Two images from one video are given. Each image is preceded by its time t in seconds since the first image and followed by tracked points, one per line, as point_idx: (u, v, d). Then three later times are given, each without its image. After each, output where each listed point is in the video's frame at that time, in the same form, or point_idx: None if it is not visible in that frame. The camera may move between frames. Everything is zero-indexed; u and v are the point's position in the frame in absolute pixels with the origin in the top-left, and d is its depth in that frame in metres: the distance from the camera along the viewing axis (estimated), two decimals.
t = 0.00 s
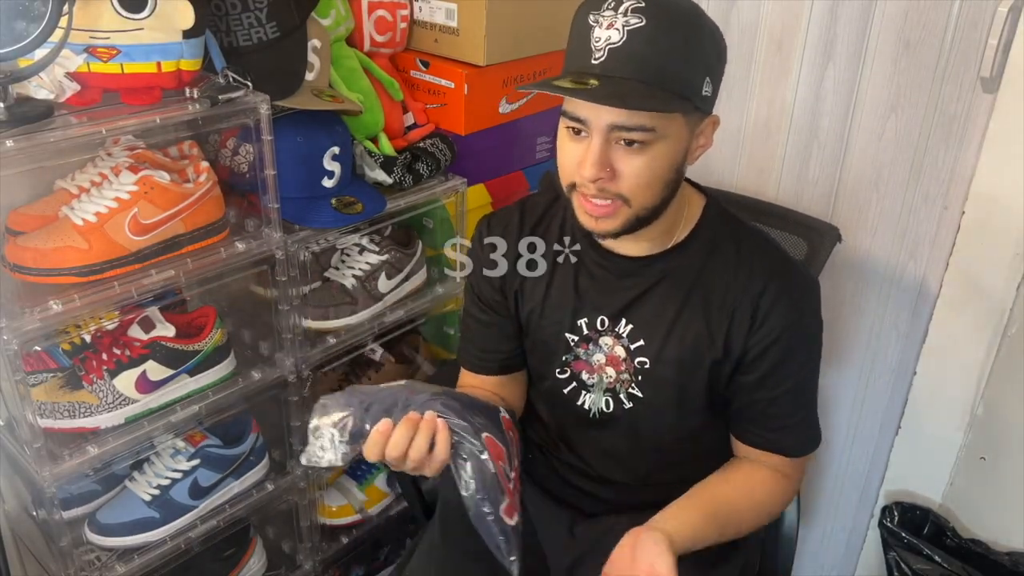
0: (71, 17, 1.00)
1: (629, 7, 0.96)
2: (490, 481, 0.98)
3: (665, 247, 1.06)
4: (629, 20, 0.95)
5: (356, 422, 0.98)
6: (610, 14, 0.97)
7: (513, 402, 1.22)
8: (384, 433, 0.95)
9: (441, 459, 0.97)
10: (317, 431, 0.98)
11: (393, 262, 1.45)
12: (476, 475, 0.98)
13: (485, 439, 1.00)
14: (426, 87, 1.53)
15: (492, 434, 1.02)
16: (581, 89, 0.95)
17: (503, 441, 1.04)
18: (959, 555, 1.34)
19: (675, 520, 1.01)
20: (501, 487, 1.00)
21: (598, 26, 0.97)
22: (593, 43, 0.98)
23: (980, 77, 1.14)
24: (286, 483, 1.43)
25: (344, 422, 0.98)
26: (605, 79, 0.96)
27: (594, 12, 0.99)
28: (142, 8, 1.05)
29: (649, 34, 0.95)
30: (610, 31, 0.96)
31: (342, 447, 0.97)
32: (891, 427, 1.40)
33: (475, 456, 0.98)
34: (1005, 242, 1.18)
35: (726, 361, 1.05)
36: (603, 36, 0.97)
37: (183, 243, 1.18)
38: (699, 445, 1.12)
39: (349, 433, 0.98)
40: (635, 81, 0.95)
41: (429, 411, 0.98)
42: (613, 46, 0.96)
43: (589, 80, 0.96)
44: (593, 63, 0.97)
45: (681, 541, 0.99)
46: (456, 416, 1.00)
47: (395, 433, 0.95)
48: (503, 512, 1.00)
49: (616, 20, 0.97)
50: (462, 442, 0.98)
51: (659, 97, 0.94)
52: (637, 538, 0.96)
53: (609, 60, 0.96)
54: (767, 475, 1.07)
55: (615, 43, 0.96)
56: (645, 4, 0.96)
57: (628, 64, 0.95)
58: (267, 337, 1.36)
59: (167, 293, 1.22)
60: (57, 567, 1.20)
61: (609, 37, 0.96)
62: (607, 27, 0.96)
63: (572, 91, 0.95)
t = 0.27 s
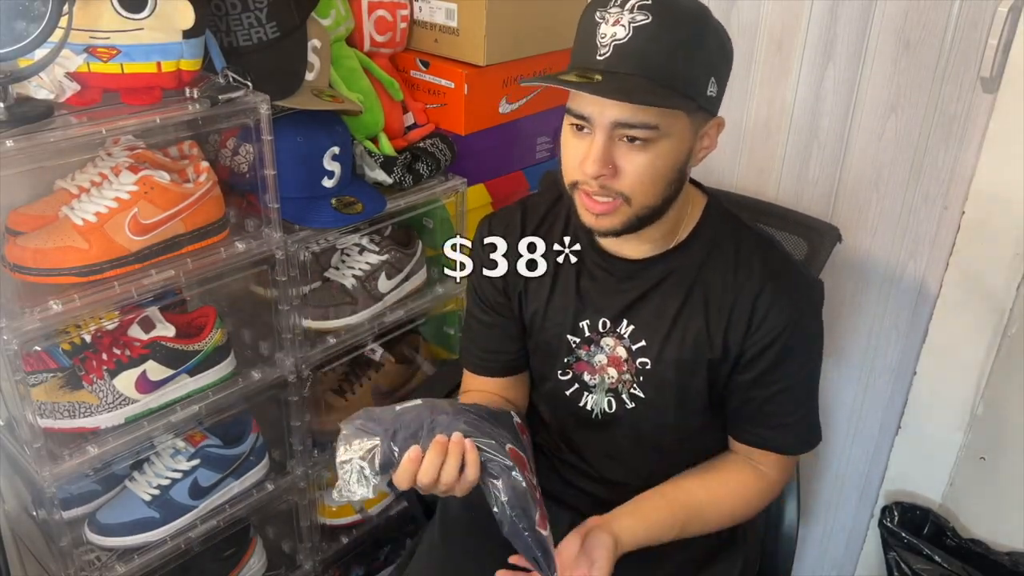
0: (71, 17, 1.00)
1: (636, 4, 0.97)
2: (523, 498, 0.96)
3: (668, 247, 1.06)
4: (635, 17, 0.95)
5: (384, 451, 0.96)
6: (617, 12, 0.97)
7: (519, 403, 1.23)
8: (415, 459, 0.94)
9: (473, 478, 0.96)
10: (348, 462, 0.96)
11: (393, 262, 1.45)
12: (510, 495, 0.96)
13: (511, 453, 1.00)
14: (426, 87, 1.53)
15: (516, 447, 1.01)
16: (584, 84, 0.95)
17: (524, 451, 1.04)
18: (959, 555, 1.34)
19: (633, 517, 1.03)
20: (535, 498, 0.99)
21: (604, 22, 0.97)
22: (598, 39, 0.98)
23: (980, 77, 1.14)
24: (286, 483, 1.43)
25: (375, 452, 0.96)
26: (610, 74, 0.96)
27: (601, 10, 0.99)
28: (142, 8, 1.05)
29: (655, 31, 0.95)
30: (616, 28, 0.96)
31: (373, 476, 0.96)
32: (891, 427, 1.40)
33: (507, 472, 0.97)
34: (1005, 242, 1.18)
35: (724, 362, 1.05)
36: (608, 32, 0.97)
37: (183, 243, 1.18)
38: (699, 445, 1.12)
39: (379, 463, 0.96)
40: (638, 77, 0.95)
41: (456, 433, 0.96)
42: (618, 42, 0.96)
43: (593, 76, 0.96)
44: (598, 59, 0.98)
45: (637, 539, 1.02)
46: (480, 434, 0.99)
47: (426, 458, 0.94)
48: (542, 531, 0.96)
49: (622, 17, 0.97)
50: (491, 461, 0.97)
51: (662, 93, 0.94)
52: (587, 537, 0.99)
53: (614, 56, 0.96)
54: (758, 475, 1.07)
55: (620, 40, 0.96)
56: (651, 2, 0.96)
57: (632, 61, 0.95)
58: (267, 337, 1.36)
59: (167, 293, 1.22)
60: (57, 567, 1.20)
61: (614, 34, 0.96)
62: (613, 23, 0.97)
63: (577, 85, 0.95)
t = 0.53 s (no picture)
0: (72, 17, 1.00)
1: (633, 11, 0.96)
2: (526, 511, 0.96)
3: (672, 245, 1.06)
4: (632, 24, 0.95)
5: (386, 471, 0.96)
6: (614, 19, 0.97)
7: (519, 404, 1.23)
8: (416, 475, 0.94)
9: (474, 493, 0.96)
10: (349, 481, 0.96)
11: (393, 262, 1.45)
12: (513, 507, 0.96)
13: (512, 463, 0.99)
14: (426, 87, 1.53)
15: (520, 460, 1.01)
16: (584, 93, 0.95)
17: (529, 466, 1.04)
18: (959, 555, 1.34)
19: (639, 533, 1.03)
20: (538, 513, 0.99)
21: (601, 30, 0.97)
22: (596, 47, 0.98)
23: (980, 77, 1.14)
24: (286, 483, 1.43)
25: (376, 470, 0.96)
26: (609, 82, 0.96)
27: (598, 16, 0.99)
28: (143, 8, 1.05)
29: (653, 38, 0.94)
30: (614, 35, 0.96)
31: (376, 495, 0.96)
32: (891, 428, 1.40)
33: (510, 486, 0.97)
34: (1005, 242, 1.18)
35: (724, 362, 1.06)
36: (607, 40, 0.97)
37: (183, 243, 1.18)
38: (699, 445, 1.12)
39: (381, 480, 0.96)
40: (638, 85, 0.95)
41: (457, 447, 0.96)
42: (616, 50, 0.96)
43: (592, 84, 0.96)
44: (596, 66, 0.97)
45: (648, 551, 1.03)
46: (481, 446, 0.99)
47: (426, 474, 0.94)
48: (544, 541, 0.97)
49: (620, 24, 0.96)
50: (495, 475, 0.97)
51: (663, 99, 0.94)
52: (595, 552, 1.00)
53: (613, 64, 0.96)
54: (759, 477, 1.07)
55: (619, 47, 0.95)
56: (649, 8, 0.96)
57: (631, 68, 0.95)
58: (267, 337, 1.36)
59: (167, 293, 1.22)
60: (57, 567, 1.20)
61: (613, 41, 0.96)
62: (611, 31, 0.96)
63: (575, 96, 0.95)
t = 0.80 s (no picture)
0: (71, 17, 1.00)
1: (604, 56, 0.92)
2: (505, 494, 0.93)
3: (675, 245, 1.06)
4: (603, 73, 0.91)
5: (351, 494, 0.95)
6: (586, 65, 0.93)
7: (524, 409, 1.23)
8: (384, 493, 0.93)
9: (446, 500, 0.94)
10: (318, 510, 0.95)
11: (393, 262, 1.45)
12: (489, 496, 0.94)
13: (487, 452, 0.97)
14: (426, 87, 1.53)
15: (489, 440, 0.99)
16: (559, 153, 0.93)
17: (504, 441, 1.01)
18: (959, 555, 1.34)
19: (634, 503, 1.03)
20: (524, 483, 0.95)
21: (575, 76, 0.94)
22: (572, 94, 0.95)
23: (980, 77, 1.14)
24: (286, 483, 1.43)
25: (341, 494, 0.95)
26: (583, 135, 0.93)
27: (572, 58, 0.95)
28: (142, 8, 1.05)
29: (625, 87, 0.90)
30: (585, 86, 0.92)
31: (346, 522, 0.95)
32: (891, 427, 1.40)
33: (473, 470, 0.95)
34: (1005, 242, 1.18)
35: (725, 360, 1.06)
36: (580, 89, 0.93)
37: (183, 243, 1.18)
38: (698, 445, 1.12)
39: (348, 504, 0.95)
40: (614, 137, 0.92)
41: (426, 457, 0.95)
42: (589, 100, 0.93)
43: (567, 137, 0.93)
44: (573, 115, 0.95)
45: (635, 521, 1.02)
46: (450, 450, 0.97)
47: (394, 490, 0.93)
48: (535, 518, 0.93)
49: (592, 70, 0.93)
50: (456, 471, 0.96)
51: (637, 153, 0.91)
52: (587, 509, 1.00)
53: (588, 114, 0.93)
54: (752, 474, 1.07)
55: (592, 97, 0.92)
56: (620, 51, 0.91)
57: (606, 120, 0.92)
58: (267, 337, 1.36)
59: (167, 293, 1.22)
60: (57, 567, 1.20)
61: (585, 90, 0.93)
62: (584, 79, 0.93)
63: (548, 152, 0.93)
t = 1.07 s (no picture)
0: (71, 17, 1.00)
1: (607, 56, 0.92)
2: (468, 469, 0.95)
3: (675, 245, 1.07)
4: (606, 73, 0.91)
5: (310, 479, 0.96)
6: (588, 65, 0.93)
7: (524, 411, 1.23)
8: (343, 481, 0.95)
9: (404, 492, 0.95)
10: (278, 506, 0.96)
11: (394, 262, 1.45)
12: (449, 477, 0.94)
13: (455, 433, 0.99)
14: (426, 87, 1.53)
15: (458, 424, 1.01)
16: (563, 154, 0.92)
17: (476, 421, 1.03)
18: (959, 555, 1.34)
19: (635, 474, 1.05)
20: (496, 457, 0.97)
21: (577, 77, 0.94)
22: (574, 94, 0.95)
23: (980, 77, 1.14)
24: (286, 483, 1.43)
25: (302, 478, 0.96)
26: (587, 136, 0.93)
27: (574, 58, 0.95)
28: (142, 8, 1.05)
29: (629, 86, 0.90)
30: (589, 86, 0.92)
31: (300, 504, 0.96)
32: (891, 427, 1.40)
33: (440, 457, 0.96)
34: (1005, 241, 1.18)
35: (726, 360, 1.06)
36: (583, 89, 0.93)
37: (183, 244, 1.18)
38: (699, 445, 1.12)
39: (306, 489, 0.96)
40: (617, 137, 0.92)
41: (386, 448, 0.97)
42: (593, 101, 0.92)
43: (571, 138, 0.93)
44: (576, 115, 0.95)
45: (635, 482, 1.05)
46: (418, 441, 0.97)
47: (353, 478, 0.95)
48: (507, 487, 0.94)
49: (595, 70, 0.93)
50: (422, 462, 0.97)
51: (641, 153, 0.91)
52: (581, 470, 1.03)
53: (591, 115, 0.93)
54: (751, 466, 1.07)
55: (595, 98, 0.92)
56: (623, 51, 0.91)
57: (610, 120, 0.92)
58: (267, 337, 1.37)
59: (167, 293, 1.22)
60: (57, 567, 1.20)
61: (589, 91, 0.93)
62: (586, 79, 0.93)
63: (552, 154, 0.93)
